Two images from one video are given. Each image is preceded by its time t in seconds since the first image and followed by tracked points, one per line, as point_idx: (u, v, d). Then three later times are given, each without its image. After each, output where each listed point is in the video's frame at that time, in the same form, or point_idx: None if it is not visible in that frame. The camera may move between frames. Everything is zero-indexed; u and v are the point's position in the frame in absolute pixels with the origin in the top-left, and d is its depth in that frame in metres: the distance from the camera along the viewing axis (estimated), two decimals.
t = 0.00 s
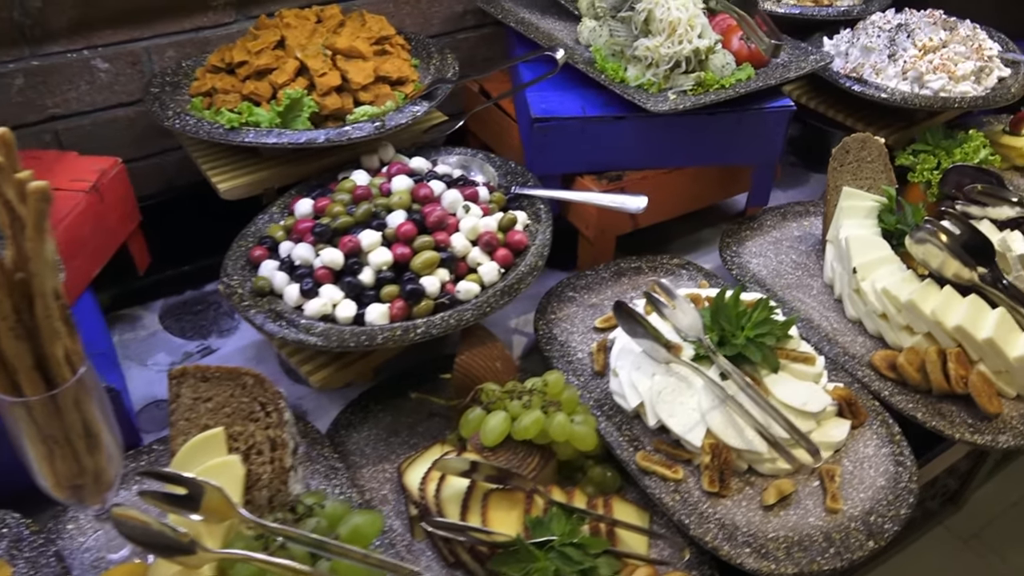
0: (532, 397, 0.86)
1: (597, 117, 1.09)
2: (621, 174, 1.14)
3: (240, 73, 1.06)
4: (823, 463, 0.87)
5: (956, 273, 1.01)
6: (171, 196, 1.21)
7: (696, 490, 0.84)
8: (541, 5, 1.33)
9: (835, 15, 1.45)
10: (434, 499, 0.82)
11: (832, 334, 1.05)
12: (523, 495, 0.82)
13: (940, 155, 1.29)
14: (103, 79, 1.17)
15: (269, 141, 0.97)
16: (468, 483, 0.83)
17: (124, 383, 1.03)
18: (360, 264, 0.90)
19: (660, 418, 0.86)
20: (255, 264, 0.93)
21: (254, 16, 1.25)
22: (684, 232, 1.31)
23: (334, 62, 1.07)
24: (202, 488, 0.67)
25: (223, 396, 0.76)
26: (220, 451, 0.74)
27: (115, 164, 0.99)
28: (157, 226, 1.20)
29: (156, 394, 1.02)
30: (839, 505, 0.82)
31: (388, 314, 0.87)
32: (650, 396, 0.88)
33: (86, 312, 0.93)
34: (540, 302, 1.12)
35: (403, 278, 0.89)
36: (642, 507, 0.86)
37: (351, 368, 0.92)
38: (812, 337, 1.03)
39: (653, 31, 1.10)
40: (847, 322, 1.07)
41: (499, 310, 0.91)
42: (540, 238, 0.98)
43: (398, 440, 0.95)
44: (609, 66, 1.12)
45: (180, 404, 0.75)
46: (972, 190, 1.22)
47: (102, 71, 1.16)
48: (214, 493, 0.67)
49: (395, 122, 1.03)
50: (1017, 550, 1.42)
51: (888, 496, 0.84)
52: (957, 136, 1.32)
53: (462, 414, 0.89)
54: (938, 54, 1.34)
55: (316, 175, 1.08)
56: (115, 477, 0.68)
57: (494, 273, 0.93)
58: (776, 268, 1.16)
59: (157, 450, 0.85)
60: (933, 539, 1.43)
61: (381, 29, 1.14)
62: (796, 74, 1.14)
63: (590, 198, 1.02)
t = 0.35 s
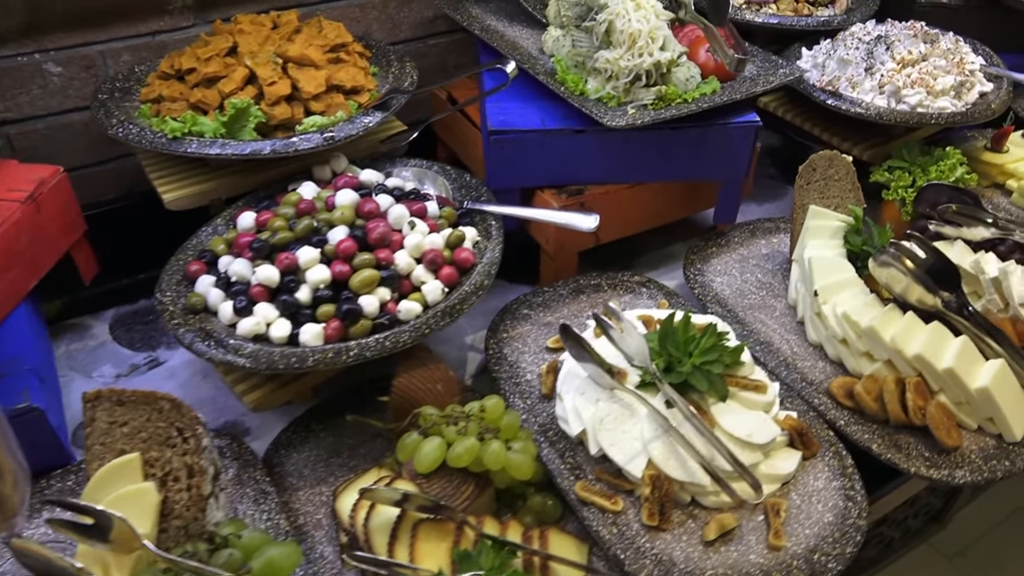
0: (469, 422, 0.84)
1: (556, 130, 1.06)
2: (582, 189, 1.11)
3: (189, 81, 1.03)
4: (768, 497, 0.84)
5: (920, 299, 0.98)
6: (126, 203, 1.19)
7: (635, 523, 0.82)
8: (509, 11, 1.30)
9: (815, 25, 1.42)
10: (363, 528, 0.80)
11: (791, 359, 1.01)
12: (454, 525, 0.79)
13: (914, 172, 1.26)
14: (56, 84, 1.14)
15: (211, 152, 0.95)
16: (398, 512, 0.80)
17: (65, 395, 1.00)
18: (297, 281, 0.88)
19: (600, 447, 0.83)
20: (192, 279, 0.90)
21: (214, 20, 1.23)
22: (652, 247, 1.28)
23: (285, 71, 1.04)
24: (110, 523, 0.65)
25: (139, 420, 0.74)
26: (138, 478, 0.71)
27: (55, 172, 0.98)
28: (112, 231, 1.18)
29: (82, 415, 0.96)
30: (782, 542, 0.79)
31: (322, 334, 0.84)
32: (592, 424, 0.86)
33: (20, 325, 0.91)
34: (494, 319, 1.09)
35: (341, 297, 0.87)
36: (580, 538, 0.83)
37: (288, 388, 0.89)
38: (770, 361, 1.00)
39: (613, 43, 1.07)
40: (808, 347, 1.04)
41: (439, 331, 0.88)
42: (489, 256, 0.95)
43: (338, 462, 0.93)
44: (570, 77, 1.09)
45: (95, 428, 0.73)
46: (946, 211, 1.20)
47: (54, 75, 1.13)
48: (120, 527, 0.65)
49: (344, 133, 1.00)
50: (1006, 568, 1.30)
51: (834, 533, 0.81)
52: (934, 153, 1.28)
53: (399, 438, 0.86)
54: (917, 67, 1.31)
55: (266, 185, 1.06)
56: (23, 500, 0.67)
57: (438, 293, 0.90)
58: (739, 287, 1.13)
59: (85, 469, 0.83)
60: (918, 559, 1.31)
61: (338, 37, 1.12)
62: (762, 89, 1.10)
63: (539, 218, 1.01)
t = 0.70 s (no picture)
0: (421, 439, 0.81)
1: (529, 138, 1.04)
2: (557, 199, 1.09)
3: (156, 82, 1.02)
4: (727, 524, 0.81)
5: (899, 320, 0.95)
6: (100, 204, 1.18)
7: (587, 548, 0.79)
8: (492, 14, 1.28)
9: (810, 31, 1.38)
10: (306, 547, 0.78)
11: (764, 379, 0.98)
12: (399, 545, 0.77)
13: (906, 186, 1.22)
14: (29, 83, 1.13)
15: (172, 156, 0.93)
16: (343, 531, 0.78)
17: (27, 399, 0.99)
18: (251, 291, 0.86)
19: (555, 468, 0.81)
20: (148, 285, 0.89)
21: (192, 20, 1.21)
22: (634, 257, 1.26)
23: (254, 74, 1.03)
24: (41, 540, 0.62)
25: (76, 431, 0.75)
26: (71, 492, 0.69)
27: (19, 173, 0.97)
28: (84, 233, 1.17)
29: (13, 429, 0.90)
30: (738, 572, 0.77)
31: (273, 346, 0.82)
32: (548, 444, 0.83)
33: None
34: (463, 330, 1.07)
35: (294, 308, 0.85)
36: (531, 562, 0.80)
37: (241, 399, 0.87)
38: (741, 381, 0.97)
39: (589, 50, 1.05)
40: (783, 366, 1.01)
41: (395, 344, 0.86)
42: (452, 267, 0.93)
43: (293, 474, 0.91)
44: (545, 83, 1.06)
45: (31, 440, 0.75)
46: (936, 227, 1.15)
47: (27, 74, 1.12)
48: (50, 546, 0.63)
49: (310, 139, 0.98)
50: None
51: (794, 564, 0.78)
52: (927, 166, 1.23)
53: (351, 453, 0.84)
54: (912, 77, 1.27)
55: (233, 189, 1.04)
56: None
57: (396, 304, 0.88)
58: (717, 302, 1.10)
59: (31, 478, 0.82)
60: None
61: (312, 39, 1.10)
62: (744, 98, 1.07)
63: (506, 229, 0.99)
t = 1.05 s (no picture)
0: (369, 447, 0.81)
1: (500, 142, 1.02)
2: (530, 205, 1.07)
3: (128, 81, 1.02)
4: (679, 543, 0.79)
5: (871, 337, 0.92)
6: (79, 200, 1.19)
7: (533, 563, 0.77)
8: (476, 16, 1.27)
9: (802, 38, 1.35)
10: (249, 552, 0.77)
11: (731, 394, 0.96)
12: (340, 555, 0.76)
13: (892, 199, 1.19)
14: (9, 78, 1.14)
15: (137, 155, 0.93)
16: (285, 538, 0.77)
17: None
18: (206, 292, 0.86)
19: (504, 480, 0.79)
20: (106, 284, 0.89)
21: (173, 18, 1.21)
22: (615, 264, 1.24)
23: (225, 74, 1.02)
24: None
25: (15, 431, 0.74)
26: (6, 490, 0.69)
27: None
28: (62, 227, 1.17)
29: None
30: None
31: (224, 348, 0.82)
32: (498, 455, 0.82)
33: None
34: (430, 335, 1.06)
35: (248, 311, 0.84)
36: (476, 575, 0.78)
37: (195, 401, 0.87)
38: (707, 395, 0.95)
39: (562, 55, 1.04)
40: (753, 380, 0.98)
41: (349, 350, 0.85)
42: (414, 272, 0.92)
43: (248, 477, 0.90)
44: (518, 88, 1.05)
45: None
46: (921, 241, 1.13)
47: (7, 70, 1.13)
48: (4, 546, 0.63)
49: (277, 140, 0.98)
50: None
51: None
52: (915, 178, 1.20)
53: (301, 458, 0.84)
54: (903, 87, 1.24)
55: (203, 189, 1.04)
56: None
57: (353, 309, 0.87)
58: (690, 313, 1.08)
59: None
60: None
61: (288, 39, 1.10)
62: (721, 106, 1.05)
63: (467, 233, 0.97)
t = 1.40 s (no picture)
0: (332, 457, 0.80)
1: (482, 150, 1.02)
2: (512, 213, 1.06)
3: (112, 84, 1.03)
4: (645, 562, 0.78)
5: (851, 355, 0.90)
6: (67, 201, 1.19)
7: None
8: (467, 23, 1.27)
9: (799, 48, 1.34)
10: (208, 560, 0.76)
11: (709, 409, 0.95)
12: (298, 565, 0.74)
13: (884, 213, 1.17)
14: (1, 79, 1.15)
15: (115, 157, 0.93)
16: (245, 547, 0.76)
17: None
18: (177, 296, 0.85)
19: (468, 493, 0.78)
20: (80, 286, 0.89)
21: (166, 21, 1.22)
22: (603, 274, 1.22)
23: (208, 78, 1.03)
24: None
25: None
26: None
27: None
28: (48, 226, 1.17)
29: None
30: None
31: (191, 353, 0.81)
32: (464, 467, 0.81)
33: None
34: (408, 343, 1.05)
35: (217, 315, 0.84)
36: None
37: (164, 405, 0.87)
38: (684, 410, 0.94)
39: (545, 63, 1.04)
40: (732, 396, 0.97)
41: (317, 357, 0.84)
42: (388, 280, 0.91)
43: (217, 483, 0.89)
44: (502, 95, 1.04)
45: None
46: (912, 258, 1.11)
47: None
48: None
49: (257, 144, 0.98)
50: None
51: None
52: (909, 193, 1.18)
53: (267, 466, 0.83)
54: (898, 100, 1.22)
55: (185, 191, 1.03)
56: None
57: (324, 316, 0.86)
58: (673, 326, 1.06)
59: None
60: None
61: (275, 44, 1.10)
62: (707, 116, 1.03)
63: (445, 240, 0.95)
